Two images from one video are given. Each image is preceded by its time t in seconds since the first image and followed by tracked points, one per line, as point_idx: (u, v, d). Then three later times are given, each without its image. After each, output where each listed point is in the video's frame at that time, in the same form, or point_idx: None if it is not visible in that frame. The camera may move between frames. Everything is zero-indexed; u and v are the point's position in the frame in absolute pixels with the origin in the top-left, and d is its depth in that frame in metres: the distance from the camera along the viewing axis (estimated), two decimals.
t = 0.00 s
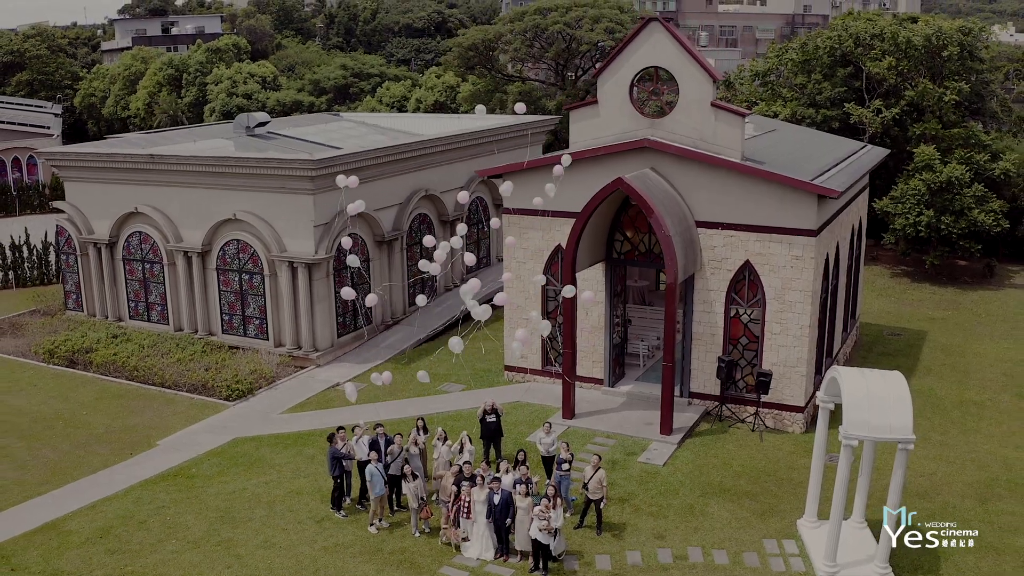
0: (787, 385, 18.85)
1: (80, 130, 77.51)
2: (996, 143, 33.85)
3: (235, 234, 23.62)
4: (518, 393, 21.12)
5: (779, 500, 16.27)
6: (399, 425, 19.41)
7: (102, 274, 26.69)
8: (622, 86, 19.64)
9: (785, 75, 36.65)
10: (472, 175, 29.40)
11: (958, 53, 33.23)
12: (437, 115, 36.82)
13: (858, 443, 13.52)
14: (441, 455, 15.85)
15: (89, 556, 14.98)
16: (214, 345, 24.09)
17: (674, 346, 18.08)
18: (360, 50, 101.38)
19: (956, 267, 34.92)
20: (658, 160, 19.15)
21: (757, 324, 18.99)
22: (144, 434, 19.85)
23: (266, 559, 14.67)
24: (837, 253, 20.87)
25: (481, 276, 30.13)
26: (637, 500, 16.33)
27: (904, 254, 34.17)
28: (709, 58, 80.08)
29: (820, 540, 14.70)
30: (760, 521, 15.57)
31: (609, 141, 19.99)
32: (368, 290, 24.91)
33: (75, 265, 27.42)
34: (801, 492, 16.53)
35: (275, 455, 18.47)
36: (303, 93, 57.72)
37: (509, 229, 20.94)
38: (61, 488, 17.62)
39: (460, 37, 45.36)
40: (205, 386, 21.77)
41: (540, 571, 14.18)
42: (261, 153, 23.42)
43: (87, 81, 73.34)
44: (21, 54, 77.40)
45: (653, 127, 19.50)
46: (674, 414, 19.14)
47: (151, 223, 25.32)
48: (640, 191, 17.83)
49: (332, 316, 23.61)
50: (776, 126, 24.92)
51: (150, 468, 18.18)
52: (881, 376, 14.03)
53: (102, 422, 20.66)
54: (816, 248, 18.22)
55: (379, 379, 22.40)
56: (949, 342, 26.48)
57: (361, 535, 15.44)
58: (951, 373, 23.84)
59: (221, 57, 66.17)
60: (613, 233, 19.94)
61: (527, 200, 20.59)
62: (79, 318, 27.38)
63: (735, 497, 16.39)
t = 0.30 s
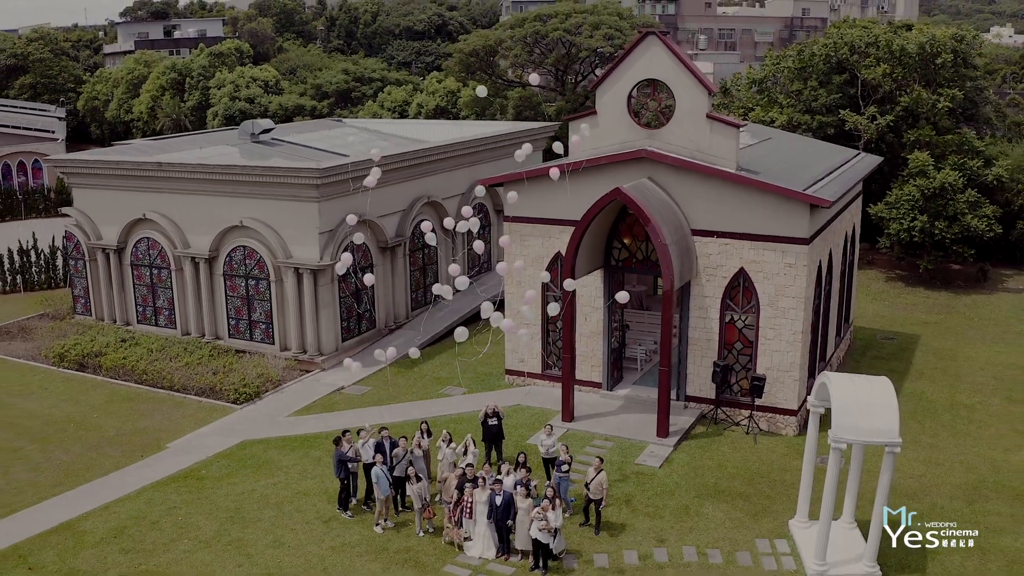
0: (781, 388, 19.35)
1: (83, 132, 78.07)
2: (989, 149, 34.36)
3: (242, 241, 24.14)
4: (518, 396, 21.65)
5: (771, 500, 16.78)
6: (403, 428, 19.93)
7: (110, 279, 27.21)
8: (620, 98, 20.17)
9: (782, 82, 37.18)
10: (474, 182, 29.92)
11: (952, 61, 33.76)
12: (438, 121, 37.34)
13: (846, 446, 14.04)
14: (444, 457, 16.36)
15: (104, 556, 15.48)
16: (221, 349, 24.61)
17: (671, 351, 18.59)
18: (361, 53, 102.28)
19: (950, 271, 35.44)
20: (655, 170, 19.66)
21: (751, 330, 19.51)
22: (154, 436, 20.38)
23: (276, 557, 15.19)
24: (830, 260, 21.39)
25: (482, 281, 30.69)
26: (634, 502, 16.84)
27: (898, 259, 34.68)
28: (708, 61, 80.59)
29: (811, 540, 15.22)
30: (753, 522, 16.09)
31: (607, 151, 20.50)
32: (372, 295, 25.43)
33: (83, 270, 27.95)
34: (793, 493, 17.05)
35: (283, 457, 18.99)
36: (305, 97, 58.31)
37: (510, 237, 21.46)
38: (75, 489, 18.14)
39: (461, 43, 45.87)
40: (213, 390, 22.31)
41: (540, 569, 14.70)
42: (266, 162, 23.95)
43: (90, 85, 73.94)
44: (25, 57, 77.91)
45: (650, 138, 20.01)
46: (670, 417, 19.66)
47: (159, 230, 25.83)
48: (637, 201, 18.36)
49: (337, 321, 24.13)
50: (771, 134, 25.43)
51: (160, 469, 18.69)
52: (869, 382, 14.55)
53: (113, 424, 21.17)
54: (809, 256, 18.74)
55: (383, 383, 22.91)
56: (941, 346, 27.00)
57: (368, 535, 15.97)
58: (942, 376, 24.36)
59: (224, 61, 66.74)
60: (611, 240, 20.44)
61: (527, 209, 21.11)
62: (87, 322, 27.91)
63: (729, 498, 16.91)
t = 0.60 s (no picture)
0: (774, 395, 20.02)
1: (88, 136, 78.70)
2: (982, 157, 34.98)
3: (251, 250, 24.80)
4: (520, 402, 22.31)
5: (764, 503, 17.44)
6: (408, 432, 20.58)
7: (121, 286, 27.87)
8: (619, 113, 20.80)
9: (779, 90, 37.83)
10: (476, 191, 30.60)
11: (945, 71, 34.44)
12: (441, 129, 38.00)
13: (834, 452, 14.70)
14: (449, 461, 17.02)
15: (122, 556, 16.16)
16: (231, 355, 25.27)
17: (668, 358, 19.24)
18: (363, 55, 103.33)
19: (944, 277, 36.06)
20: (652, 183, 20.32)
21: (745, 337, 20.17)
22: (167, 440, 21.06)
23: (288, 558, 15.86)
24: (823, 268, 22.05)
25: (485, 287, 31.40)
26: (631, 504, 17.50)
27: (893, 265, 35.28)
28: (708, 65, 81.26)
29: (801, 541, 15.87)
30: (745, 524, 16.75)
31: (606, 164, 21.16)
32: (378, 302, 26.12)
33: (95, 277, 28.61)
34: (785, 496, 17.71)
35: (293, 460, 19.66)
36: (309, 103, 58.98)
37: (512, 247, 22.12)
38: (92, 492, 18.81)
39: (463, 51, 46.48)
40: (224, 395, 22.97)
41: (541, 569, 15.36)
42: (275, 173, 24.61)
43: (95, 89, 74.57)
44: (30, 61, 78.49)
45: (647, 152, 20.66)
46: (667, 422, 20.33)
47: (169, 238, 26.48)
48: (635, 214, 19.00)
49: (344, 328, 24.81)
50: (766, 145, 26.08)
51: (174, 473, 19.36)
52: (857, 391, 15.20)
53: (127, 429, 21.84)
54: (801, 266, 19.40)
55: (388, 388, 23.58)
56: (933, 352, 27.64)
57: (376, 536, 16.64)
58: (933, 382, 24.99)
59: (228, 66, 67.40)
60: (610, 251, 21.09)
61: (529, 219, 21.77)
62: (99, 328, 28.58)
63: (723, 501, 17.56)
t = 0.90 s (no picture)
0: (765, 405, 20.82)
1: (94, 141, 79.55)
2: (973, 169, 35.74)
3: (261, 263, 25.62)
4: (522, 411, 23.14)
5: (754, 511, 18.26)
6: (414, 441, 21.40)
7: (134, 297, 28.68)
8: (616, 135, 21.61)
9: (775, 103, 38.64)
10: (479, 203, 31.42)
11: (937, 85, 35.30)
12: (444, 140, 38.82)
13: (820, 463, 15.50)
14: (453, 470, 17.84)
15: (143, 562, 16.98)
16: (241, 365, 26.08)
17: (663, 371, 20.05)
18: (366, 60, 104.50)
19: (936, 286, 36.85)
20: (649, 203, 21.13)
21: (738, 350, 20.97)
22: (182, 449, 21.89)
23: (301, 563, 16.69)
24: (814, 283, 22.85)
25: (487, 297, 32.25)
26: (628, 512, 18.30)
27: (887, 274, 36.06)
28: (707, 71, 82.05)
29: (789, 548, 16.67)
30: (736, 531, 17.56)
31: (604, 183, 21.96)
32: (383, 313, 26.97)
33: (108, 288, 29.43)
34: (775, 504, 18.52)
35: (303, 469, 20.48)
36: (314, 111, 59.86)
37: (514, 262, 22.94)
38: (112, 499, 19.65)
39: (466, 62, 47.24)
40: (236, 404, 23.80)
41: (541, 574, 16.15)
42: (284, 190, 25.44)
43: (101, 95, 75.36)
44: (37, 67, 79.26)
45: (644, 172, 21.46)
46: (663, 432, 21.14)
47: (181, 251, 27.30)
48: (632, 232, 19.82)
49: (351, 338, 25.65)
50: (761, 160, 26.87)
51: (190, 481, 20.20)
52: (841, 406, 16.02)
53: (143, 437, 22.68)
54: (791, 283, 20.20)
55: (394, 398, 24.39)
56: (923, 361, 28.43)
57: (384, 542, 17.46)
58: (921, 391, 25.78)
59: (233, 73, 68.22)
60: (608, 267, 21.89)
61: (530, 236, 22.60)
62: (112, 337, 29.40)
63: (716, 508, 18.37)
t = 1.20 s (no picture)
0: (757, 418, 21.73)
1: (101, 148, 80.47)
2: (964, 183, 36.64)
3: (271, 278, 26.53)
4: (523, 422, 24.08)
5: (745, 520, 19.20)
6: (419, 451, 22.34)
7: (147, 309, 29.62)
8: (614, 158, 22.52)
9: (770, 117, 39.57)
10: (481, 218, 32.37)
11: (929, 101, 36.27)
12: (447, 154, 39.73)
13: (805, 476, 16.41)
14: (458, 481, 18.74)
15: (164, 569, 17.92)
16: (252, 376, 27.03)
17: (659, 385, 20.97)
18: (368, 65, 105.63)
19: (927, 296, 37.77)
20: (645, 224, 22.06)
21: (731, 364, 21.89)
22: (198, 459, 22.84)
23: (314, 570, 17.62)
24: (804, 299, 23.79)
25: (489, 309, 33.23)
26: (625, 520, 19.22)
27: (879, 285, 36.98)
28: (706, 78, 82.88)
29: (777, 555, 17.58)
30: (727, 539, 18.49)
31: (602, 204, 22.89)
32: (390, 325, 27.91)
33: (122, 300, 30.36)
34: (765, 513, 19.45)
35: (315, 478, 21.42)
36: (318, 120, 60.81)
37: (516, 279, 23.87)
38: (131, 508, 20.60)
39: (468, 74, 48.16)
40: (248, 415, 24.75)
41: None
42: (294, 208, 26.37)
43: (107, 102, 76.28)
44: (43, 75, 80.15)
45: (641, 194, 22.38)
46: (658, 443, 22.06)
47: (194, 265, 28.22)
48: (629, 253, 20.72)
49: (358, 351, 26.59)
50: (755, 177, 27.78)
51: (206, 490, 21.14)
52: (826, 420, 16.92)
53: (159, 447, 23.64)
54: (782, 300, 21.11)
55: (400, 409, 25.33)
56: (912, 372, 29.36)
57: (393, 549, 18.39)
58: (909, 402, 26.68)
59: (238, 82, 69.17)
60: (606, 284, 22.74)
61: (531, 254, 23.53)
62: (126, 348, 30.34)
63: (708, 517, 19.30)
